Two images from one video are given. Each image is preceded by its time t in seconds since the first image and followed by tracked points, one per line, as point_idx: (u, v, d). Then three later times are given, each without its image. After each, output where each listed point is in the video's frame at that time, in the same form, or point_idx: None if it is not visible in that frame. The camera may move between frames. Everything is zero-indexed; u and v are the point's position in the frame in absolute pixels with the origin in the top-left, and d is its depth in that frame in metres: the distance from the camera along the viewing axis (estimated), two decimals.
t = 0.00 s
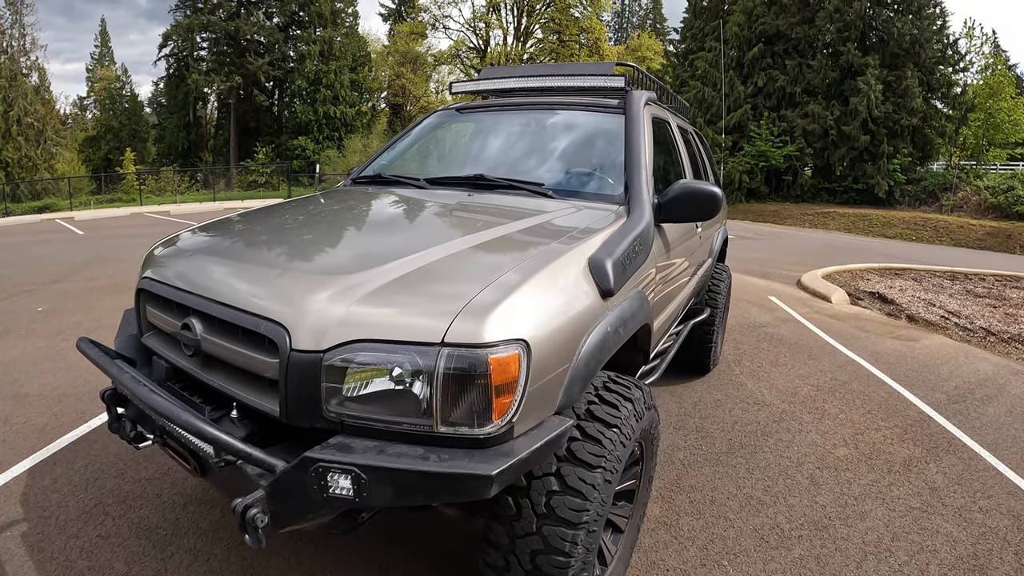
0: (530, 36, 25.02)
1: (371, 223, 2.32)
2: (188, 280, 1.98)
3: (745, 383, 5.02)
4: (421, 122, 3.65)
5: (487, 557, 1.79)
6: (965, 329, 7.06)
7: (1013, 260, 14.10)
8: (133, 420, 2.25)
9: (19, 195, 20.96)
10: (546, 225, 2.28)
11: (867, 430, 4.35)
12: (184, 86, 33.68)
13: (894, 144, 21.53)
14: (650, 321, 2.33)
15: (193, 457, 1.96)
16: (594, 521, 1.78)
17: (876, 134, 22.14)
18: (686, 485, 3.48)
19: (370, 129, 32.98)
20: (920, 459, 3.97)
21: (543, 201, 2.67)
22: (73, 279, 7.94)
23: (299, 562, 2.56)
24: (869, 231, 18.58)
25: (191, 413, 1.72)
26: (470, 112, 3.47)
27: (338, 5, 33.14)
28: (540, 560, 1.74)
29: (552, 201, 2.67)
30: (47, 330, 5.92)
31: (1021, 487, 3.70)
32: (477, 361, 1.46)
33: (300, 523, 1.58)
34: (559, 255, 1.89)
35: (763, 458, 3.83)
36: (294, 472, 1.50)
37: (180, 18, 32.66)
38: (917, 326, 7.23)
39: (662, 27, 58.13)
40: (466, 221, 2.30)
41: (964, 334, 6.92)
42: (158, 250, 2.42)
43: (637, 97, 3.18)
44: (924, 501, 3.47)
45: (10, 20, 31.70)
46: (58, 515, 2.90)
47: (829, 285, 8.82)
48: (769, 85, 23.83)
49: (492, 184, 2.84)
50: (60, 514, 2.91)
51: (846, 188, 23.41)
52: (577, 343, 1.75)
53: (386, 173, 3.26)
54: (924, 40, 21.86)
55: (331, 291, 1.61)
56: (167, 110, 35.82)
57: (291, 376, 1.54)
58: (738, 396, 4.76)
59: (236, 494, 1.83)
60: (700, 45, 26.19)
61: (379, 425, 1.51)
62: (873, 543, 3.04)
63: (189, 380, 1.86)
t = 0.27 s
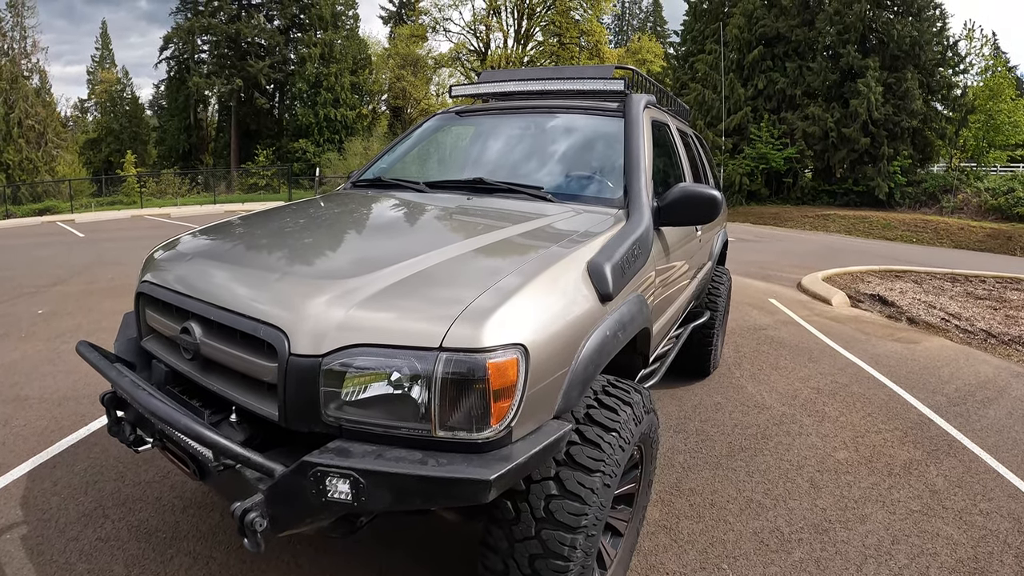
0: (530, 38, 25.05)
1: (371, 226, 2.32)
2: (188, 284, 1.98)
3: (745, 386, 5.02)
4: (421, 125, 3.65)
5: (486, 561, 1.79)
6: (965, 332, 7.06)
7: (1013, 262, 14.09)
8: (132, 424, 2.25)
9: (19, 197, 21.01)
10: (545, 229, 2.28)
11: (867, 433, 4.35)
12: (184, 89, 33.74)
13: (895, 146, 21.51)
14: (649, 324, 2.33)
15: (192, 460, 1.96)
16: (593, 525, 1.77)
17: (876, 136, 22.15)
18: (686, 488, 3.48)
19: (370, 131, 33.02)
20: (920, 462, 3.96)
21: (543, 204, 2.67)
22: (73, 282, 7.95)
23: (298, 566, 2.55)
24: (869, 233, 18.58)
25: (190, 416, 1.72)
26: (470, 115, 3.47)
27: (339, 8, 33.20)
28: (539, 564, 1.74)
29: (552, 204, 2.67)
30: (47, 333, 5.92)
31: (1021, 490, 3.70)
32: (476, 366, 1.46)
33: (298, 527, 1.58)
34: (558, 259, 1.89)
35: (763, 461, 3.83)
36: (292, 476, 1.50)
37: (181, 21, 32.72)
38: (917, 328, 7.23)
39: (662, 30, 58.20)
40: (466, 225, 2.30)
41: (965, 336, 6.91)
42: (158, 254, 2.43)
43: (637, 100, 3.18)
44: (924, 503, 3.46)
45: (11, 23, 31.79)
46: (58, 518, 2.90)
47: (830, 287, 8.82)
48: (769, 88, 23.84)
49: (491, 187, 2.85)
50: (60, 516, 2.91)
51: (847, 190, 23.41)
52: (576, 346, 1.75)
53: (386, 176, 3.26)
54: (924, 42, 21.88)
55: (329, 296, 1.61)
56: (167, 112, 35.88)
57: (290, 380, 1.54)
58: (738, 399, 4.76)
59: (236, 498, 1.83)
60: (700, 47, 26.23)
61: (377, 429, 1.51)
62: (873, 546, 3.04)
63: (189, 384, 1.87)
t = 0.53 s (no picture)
0: (531, 41, 25.07)
1: (372, 229, 2.33)
2: (189, 287, 1.98)
3: (746, 388, 5.01)
4: (421, 128, 3.65)
5: (487, 563, 1.79)
6: (966, 334, 7.05)
7: (1014, 264, 14.07)
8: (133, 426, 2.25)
9: (20, 200, 21.07)
10: (546, 232, 2.28)
11: (868, 435, 4.34)
12: (185, 91, 33.79)
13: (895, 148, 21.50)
14: (650, 327, 2.33)
15: (193, 462, 1.96)
16: (594, 528, 1.78)
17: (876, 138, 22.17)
18: (687, 491, 3.48)
19: (371, 134, 33.06)
20: (921, 464, 3.96)
21: (544, 207, 2.67)
22: (74, 284, 7.96)
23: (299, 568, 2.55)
24: (870, 236, 18.58)
25: (192, 419, 1.73)
26: (471, 117, 3.48)
27: (340, 11, 33.26)
28: (539, 567, 1.74)
29: (553, 207, 2.68)
30: (48, 335, 5.92)
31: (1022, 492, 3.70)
32: (477, 368, 1.47)
33: (300, 529, 1.58)
34: (559, 261, 1.89)
35: (764, 463, 3.83)
36: (294, 479, 1.50)
37: (182, 23, 32.79)
38: (918, 330, 7.22)
39: (663, 33, 58.27)
40: (467, 228, 2.31)
41: (966, 338, 6.91)
42: (160, 256, 2.43)
43: (638, 103, 3.19)
44: (925, 506, 3.46)
45: (13, 25, 31.85)
46: (59, 520, 2.90)
47: (830, 290, 8.81)
48: (769, 90, 23.86)
49: (492, 190, 2.85)
50: (61, 518, 2.91)
51: (847, 193, 23.42)
52: (577, 349, 1.75)
53: (388, 178, 3.26)
54: (924, 44, 21.88)
55: (331, 299, 1.61)
56: (168, 114, 35.93)
57: (292, 383, 1.54)
58: (739, 402, 4.76)
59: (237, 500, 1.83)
60: (700, 50, 26.26)
61: (379, 432, 1.51)
62: (874, 548, 3.03)
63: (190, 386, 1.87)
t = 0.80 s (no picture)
0: (532, 43, 25.10)
1: (374, 231, 2.33)
2: (191, 289, 1.98)
3: (747, 390, 5.01)
4: (422, 130, 3.65)
5: (489, 565, 1.78)
6: (967, 335, 7.05)
7: (1015, 265, 14.06)
8: (134, 426, 2.25)
9: (21, 201, 21.11)
10: (547, 233, 2.29)
11: (869, 437, 4.34)
12: (186, 94, 33.85)
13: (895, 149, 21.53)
14: (651, 328, 2.33)
15: (195, 463, 1.97)
16: (596, 529, 1.78)
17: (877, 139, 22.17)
18: (689, 493, 3.48)
19: (372, 136, 33.09)
20: (922, 465, 3.95)
21: (545, 209, 2.68)
22: (76, 286, 7.97)
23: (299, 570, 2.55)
24: (871, 237, 18.58)
25: (194, 420, 1.73)
26: (472, 119, 3.48)
27: (340, 13, 33.29)
28: (541, 568, 1.74)
29: (554, 209, 2.68)
30: (49, 336, 5.92)
31: None
32: (480, 370, 1.47)
33: (303, 530, 1.58)
34: (560, 263, 1.89)
35: (766, 465, 3.83)
36: (296, 481, 1.50)
37: (183, 26, 32.84)
38: (919, 332, 7.22)
39: (663, 35, 58.33)
40: (468, 230, 2.31)
41: (967, 340, 6.90)
42: (162, 257, 2.43)
43: (638, 105, 3.19)
44: (926, 507, 3.46)
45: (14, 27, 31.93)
46: (60, 522, 2.90)
47: (831, 292, 8.81)
48: (769, 92, 23.89)
49: (494, 193, 2.85)
50: (61, 520, 2.91)
51: (848, 195, 23.43)
52: (579, 351, 1.75)
53: (389, 181, 3.26)
54: (924, 45, 21.88)
55: (332, 301, 1.62)
56: (169, 117, 36.00)
57: (294, 384, 1.55)
58: (740, 403, 4.75)
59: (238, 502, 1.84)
60: (701, 52, 26.30)
61: (381, 432, 1.51)
62: (876, 550, 3.03)
63: (192, 387, 1.87)
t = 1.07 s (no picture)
0: (532, 45, 25.11)
1: (375, 232, 2.33)
2: (192, 290, 1.98)
3: (748, 392, 5.00)
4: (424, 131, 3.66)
5: (492, 566, 1.77)
6: (968, 337, 7.04)
7: (1016, 267, 14.06)
8: (134, 428, 2.24)
9: (22, 203, 21.13)
10: (549, 235, 2.28)
11: (871, 438, 4.34)
12: (186, 96, 33.89)
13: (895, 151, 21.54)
14: (654, 329, 2.33)
15: (197, 465, 1.96)
16: (600, 531, 1.77)
17: (877, 141, 22.18)
18: (691, 494, 3.47)
19: (372, 138, 33.12)
20: (924, 467, 3.95)
21: (546, 211, 2.67)
22: (76, 287, 7.97)
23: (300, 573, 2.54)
24: (871, 239, 18.59)
25: (196, 421, 1.72)
26: (473, 121, 3.48)
27: (341, 15, 33.29)
28: (544, 569, 1.73)
29: (556, 211, 2.68)
30: (50, 337, 5.93)
31: None
32: (483, 371, 1.46)
33: (305, 532, 1.57)
34: (564, 265, 1.89)
35: (767, 467, 3.82)
36: (299, 482, 1.49)
37: (184, 28, 32.86)
38: (920, 334, 7.21)
39: (663, 37, 58.41)
40: (470, 232, 2.30)
41: (968, 341, 6.90)
42: (162, 259, 2.43)
43: (639, 106, 3.19)
44: (928, 508, 3.45)
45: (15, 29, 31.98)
46: (60, 523, 2.89)
47: (832, 293, 8.80)
48: (770, 94, 23.90)
49: (495, 194, 2.85)
50: (62, 521, 2.90)
51: (848, 197, 23.44)
52: (582, 352, 1.75)
53: (390, 182, 3.26)
54: (924, 47, 21.88)
55: (335, 302, 1.61)
56: (170, 119, 36.04)
57: (296, 385, 1.54)
58: (741, 405, 4.75)
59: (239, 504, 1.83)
60: (701, 54, 26.33)
61: (384, 434, 1.51)
62: (878, 551, 3.02)
63: (194, 388, 1.87)
